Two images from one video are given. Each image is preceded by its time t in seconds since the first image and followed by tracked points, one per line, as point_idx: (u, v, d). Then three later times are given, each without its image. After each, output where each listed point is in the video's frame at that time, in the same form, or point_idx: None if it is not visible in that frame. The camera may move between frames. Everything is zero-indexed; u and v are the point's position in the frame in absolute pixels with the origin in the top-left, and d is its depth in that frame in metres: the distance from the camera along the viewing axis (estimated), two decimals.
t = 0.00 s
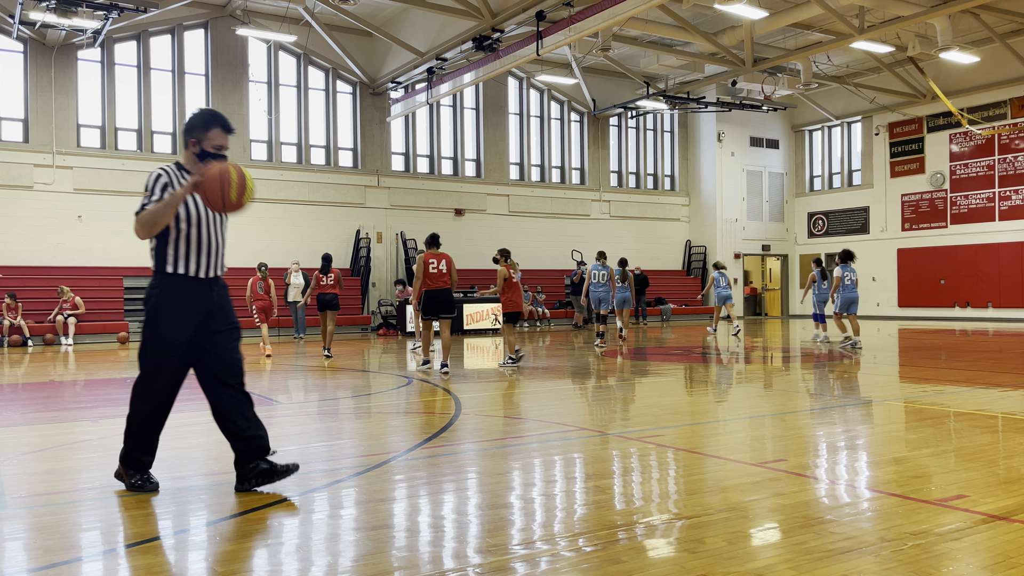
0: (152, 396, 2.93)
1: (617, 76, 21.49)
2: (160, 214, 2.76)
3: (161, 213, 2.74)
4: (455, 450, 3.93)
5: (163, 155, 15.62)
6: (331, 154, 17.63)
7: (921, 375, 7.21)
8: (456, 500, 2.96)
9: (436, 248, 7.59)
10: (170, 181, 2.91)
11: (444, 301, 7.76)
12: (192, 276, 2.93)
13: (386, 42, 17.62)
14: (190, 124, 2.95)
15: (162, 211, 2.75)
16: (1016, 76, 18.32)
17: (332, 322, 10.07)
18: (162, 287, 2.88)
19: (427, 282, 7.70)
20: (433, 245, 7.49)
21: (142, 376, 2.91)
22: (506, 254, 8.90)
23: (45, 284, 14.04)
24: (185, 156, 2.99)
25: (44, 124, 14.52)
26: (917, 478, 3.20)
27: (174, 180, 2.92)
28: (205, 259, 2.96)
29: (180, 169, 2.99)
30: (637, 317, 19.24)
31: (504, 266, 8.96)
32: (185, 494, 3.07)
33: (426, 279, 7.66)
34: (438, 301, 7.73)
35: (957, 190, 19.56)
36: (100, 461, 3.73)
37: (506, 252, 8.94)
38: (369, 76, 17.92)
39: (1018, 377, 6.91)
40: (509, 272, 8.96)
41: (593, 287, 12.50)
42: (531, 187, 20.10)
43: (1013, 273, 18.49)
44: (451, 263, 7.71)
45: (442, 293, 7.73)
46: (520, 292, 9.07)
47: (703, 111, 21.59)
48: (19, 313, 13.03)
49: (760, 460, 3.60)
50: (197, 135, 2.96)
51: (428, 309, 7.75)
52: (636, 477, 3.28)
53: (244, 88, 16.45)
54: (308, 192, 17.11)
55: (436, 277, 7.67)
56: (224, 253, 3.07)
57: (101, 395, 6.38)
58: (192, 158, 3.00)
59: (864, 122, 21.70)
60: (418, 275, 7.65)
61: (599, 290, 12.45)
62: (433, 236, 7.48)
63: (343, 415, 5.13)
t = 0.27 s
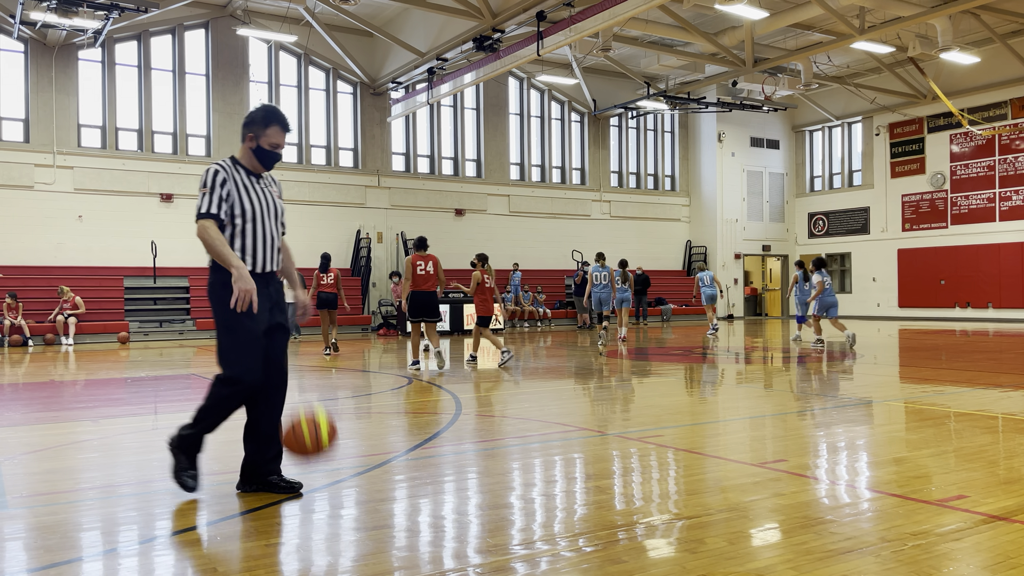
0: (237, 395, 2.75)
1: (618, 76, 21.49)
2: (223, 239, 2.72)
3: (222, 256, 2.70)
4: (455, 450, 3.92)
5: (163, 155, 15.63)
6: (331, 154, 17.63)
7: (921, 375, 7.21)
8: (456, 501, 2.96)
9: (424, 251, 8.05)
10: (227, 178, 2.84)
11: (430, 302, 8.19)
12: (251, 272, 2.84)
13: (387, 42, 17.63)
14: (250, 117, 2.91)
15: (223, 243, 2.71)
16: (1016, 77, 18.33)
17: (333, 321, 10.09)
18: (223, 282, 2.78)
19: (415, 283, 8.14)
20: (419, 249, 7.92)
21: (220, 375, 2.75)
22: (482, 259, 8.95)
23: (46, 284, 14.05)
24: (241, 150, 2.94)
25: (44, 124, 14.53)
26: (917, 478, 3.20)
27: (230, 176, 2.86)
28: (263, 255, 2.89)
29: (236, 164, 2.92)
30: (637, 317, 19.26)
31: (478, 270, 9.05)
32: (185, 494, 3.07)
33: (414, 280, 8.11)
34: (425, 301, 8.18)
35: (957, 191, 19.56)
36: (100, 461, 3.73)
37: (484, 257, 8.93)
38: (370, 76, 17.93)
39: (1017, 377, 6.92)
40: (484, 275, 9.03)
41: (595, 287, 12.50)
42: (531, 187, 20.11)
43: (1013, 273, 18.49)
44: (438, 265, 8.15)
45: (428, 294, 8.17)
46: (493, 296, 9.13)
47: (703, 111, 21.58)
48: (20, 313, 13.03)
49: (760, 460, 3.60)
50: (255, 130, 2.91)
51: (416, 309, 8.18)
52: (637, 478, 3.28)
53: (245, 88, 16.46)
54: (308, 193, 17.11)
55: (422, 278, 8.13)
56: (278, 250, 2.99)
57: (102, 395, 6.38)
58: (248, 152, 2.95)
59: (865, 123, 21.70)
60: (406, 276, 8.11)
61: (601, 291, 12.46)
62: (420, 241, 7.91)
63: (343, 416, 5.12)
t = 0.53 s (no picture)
0: (308, 399, 2.81)
1: (618, 76, 21.48)
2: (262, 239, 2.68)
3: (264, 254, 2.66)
4: (455, 450, 3.91)
5: (163, 155, 15.63)
6: (331, 155, 17.64)
7: (921, 375, 7.21)
8: (456, 501, 2.96)
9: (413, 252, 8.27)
10: (270, 177, 2.80)
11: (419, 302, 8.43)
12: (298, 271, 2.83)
13: (387, 42, 17.63)
14: (296, 112, 2.85)
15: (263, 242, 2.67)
16: (1016, 76, 18.33)
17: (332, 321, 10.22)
18: (269, 282, 2.75)
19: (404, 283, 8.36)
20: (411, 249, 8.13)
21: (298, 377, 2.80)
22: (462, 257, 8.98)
23: (46, 284, 14.07)
24: (287, 145, 2.88)
25: (44, 124, 14.52)
26: (917, 478, 3.19)
27: (273, 175, 2.81)
28: (308, 253, 2.87)
29: (282, 160, 2.87)
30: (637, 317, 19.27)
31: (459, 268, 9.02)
32: (184, 494, 3.06)
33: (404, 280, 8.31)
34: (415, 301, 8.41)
35: (957, 191, 19.55)
36: (100, 461, 3.73)
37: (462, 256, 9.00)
38: (370, 76, 17.95)
39: (1017, 377, 6.92)
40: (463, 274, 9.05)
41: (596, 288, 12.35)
42: (532, 187, 20.10)
43: (1013, 274, 18.49)
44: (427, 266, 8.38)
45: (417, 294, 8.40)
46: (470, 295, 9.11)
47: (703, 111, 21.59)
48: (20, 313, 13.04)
49: (761, 460, 3.60)
50: (301, 125, 2.85)
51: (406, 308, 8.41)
52: (637, 478, 3.28)
53: (245, 88, 16.45)
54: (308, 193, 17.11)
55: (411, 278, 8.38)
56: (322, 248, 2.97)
57: (102, 395, 6.37)
58: (293, 147, 2.89)
59: (865, 123, 21.69)
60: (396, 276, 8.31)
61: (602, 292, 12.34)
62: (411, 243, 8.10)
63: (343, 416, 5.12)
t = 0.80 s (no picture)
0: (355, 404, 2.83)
1: (618, 76, 21.48)
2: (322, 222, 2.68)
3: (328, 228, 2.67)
4: (454, 451, 3.92)
5: (163, 155, 15.63)
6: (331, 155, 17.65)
7: (921, 375, 7.20)
8: (455, 500, 2.96)
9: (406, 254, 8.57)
10: (322, 170, 2.80)
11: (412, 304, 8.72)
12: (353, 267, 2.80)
13: (386, 42, 17.64)
14: (341, 104, 2.87)
15: (325, 219, 2.68)
16: (1016, 76, 18.33)
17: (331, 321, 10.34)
18: (326, 278, 2.77)
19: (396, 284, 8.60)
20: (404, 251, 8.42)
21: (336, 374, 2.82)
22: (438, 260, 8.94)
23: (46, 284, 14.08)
24: (334, 138, 2.89)
25: (44, 124, 14.52)
26: (917, 477, 3.19)
27: (324, 167, 2.81)
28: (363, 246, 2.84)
29: (329, 155, 2.88)
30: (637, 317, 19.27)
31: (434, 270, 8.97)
32: (185, 494, 3.07)
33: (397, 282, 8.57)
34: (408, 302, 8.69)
35: (957, 190, 19.54)
36: (100, 461, 3.73)
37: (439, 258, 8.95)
38: (370, 76, 18.02)
39: (1018, 376, 6.92)
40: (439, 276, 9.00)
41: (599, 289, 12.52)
42: (532, 187, 20.11)
43: (1013, 273, 18.50)
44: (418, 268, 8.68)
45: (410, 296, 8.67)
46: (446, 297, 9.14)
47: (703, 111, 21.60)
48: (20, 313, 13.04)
49: (761, 460, 3.60)
50: (347, 118, 2.87)
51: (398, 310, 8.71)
52: (636, 477, 3.28)
53: (245, 88, 16.45)
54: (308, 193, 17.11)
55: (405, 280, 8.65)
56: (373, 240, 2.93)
57: (102, 395, 6.37)
58: (340, 141, 2.90)
59: (864, 122, 21.69)
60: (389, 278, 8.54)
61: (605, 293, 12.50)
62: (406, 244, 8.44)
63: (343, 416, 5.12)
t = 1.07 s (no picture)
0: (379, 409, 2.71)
1: (618, 76, 21.49)
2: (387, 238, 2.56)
3: (387, 254, 2.52)
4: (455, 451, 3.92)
5: (163, 155, 15.63)
6: (331, 155, 17.64)
7: (921, 374, 7.18)
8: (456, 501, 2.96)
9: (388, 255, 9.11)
10: (385, 165, 2.69)
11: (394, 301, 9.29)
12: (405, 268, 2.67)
13: (386, 43, 17.64)
14: (398, 98, 2.77)
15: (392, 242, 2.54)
16: (1016, 76, 18.33)
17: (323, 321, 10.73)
18: (371, 279, 2.63)
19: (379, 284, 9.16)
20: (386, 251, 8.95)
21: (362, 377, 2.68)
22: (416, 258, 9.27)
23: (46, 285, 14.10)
24: (389, 133, 2.80)
25: (43, 125, 14.52)
26: (917, 477, 3.19)
27: (387, 163, 2.70)
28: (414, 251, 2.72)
29: (385, 149, 2.78)
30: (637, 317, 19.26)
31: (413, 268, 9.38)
32: (185, 495, 3.07)
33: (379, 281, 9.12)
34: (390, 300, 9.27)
35: (957, 190, 19.55)
36: (100, 462, 3.73)
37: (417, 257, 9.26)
38: (370, 76, 17.92)
39: (1018, 376, 6.91)
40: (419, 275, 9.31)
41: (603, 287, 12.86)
42: (531, 187, 20.10)
43: (1014, 273, 18.50)
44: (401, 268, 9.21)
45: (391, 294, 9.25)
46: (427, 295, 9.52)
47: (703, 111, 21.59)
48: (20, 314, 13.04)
49: (761, 460, 3.59)
50: (404, 112, 2.79)
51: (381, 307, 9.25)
52: (637, 477, 3.28)
53: (244, 88, 16.44)
54: (308, 193, 17.10)
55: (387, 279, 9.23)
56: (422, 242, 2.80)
57: (102, 396, 6.38)
58: (396, 135, 2.81)
59: (864, 122, 21.70)
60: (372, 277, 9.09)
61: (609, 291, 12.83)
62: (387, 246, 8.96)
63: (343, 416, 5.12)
